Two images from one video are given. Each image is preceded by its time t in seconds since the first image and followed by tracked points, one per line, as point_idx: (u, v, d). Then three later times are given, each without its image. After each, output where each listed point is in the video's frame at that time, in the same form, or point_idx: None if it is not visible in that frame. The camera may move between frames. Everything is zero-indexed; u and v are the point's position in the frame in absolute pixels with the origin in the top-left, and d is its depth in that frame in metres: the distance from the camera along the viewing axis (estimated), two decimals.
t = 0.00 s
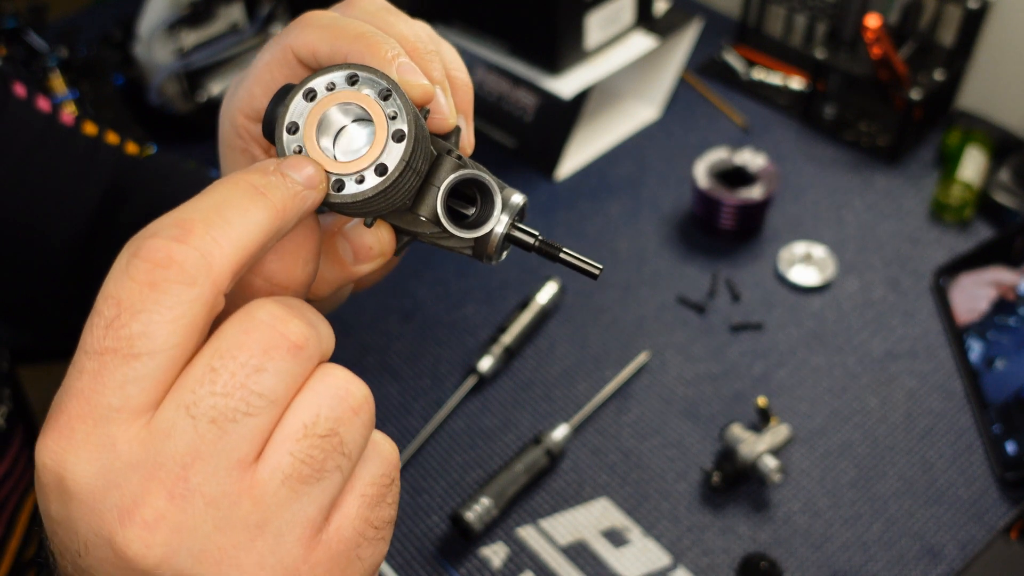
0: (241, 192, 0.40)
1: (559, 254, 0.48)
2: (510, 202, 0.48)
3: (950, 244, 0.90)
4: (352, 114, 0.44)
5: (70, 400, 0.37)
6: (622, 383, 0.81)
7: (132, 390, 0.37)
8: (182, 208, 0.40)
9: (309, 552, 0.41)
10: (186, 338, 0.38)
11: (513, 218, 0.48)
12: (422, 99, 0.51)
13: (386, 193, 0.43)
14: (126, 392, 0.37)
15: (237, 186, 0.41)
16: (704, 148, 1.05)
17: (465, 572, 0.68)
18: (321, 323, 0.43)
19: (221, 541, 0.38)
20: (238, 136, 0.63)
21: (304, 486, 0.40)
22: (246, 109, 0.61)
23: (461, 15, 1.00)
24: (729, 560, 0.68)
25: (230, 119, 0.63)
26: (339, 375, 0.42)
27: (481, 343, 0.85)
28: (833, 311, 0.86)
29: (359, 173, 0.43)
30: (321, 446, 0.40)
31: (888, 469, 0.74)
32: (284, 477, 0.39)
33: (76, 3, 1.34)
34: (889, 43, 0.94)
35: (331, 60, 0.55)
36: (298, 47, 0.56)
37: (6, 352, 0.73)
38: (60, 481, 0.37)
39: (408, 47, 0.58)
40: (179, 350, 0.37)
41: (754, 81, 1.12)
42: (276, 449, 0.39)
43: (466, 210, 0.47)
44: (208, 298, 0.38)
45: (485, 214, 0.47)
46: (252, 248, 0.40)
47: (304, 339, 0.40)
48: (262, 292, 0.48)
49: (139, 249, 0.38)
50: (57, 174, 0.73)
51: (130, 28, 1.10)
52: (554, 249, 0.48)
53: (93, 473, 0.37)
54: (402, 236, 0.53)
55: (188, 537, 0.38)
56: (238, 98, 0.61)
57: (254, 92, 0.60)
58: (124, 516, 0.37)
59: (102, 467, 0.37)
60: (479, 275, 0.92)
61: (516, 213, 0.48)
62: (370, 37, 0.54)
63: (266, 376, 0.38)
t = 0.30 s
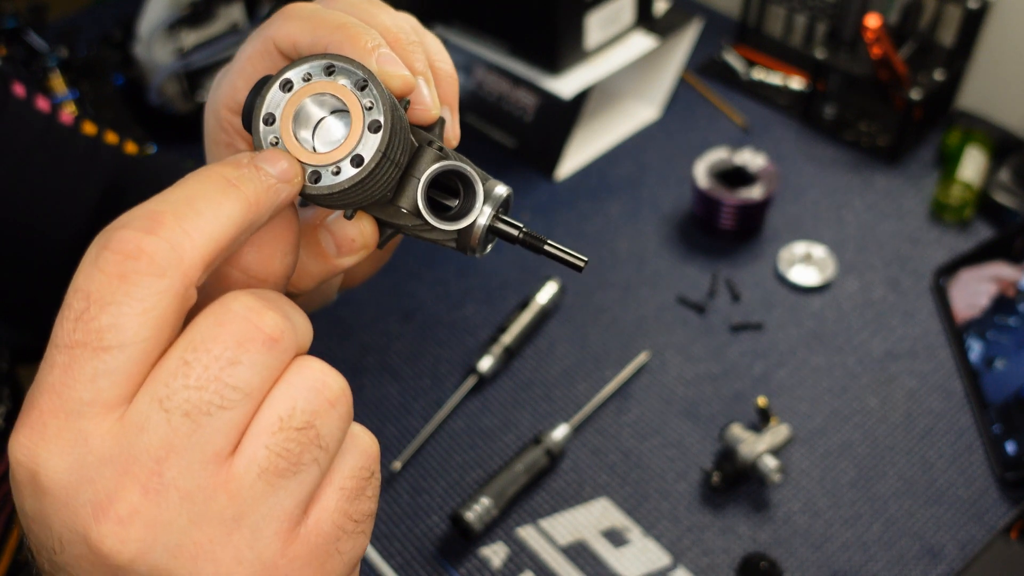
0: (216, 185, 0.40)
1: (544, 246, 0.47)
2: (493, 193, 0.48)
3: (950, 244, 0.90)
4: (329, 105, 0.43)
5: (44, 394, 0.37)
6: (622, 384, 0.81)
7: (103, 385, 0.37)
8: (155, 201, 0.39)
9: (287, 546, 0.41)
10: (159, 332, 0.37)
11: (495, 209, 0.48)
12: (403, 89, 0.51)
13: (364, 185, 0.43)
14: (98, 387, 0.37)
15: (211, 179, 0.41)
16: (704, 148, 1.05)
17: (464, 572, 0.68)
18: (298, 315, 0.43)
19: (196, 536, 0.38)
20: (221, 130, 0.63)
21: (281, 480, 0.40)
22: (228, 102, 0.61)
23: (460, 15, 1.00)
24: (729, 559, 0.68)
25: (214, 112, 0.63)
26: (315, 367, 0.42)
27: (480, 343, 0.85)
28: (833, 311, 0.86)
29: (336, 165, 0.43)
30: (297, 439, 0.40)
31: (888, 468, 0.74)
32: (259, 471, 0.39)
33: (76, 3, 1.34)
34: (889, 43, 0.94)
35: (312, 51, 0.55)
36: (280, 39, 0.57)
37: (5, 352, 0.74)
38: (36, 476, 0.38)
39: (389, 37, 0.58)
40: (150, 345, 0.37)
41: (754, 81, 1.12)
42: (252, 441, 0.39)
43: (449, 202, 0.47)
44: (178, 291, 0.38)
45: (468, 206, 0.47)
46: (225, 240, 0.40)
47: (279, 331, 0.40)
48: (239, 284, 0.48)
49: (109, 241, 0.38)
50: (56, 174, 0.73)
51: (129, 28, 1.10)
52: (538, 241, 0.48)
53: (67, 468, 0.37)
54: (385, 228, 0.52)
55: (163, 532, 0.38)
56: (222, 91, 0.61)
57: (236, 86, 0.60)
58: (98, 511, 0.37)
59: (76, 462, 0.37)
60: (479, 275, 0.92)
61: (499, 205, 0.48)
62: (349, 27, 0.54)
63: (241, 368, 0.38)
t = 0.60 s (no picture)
0: (221, 184, 0.40)
1: (549, 247, 0.47)
2: (500, 194, 0.48)
3: (950, 243, 0.90)
4: (331, 110, 0.44)
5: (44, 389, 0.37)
6: (622, 383, 0.81)
7: (104, 382, 0.37)
8: (158, 199, 0.39)
9: (286, 545, 0.41)
10: (162, 329, 0.37)
11: (502, 209, 0.48)
12: (407, 92, 0.50)
13: (366, 191, 0.43)
14: (99, 382, 0.36)
15: (214, 178, 0.41)
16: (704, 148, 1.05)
17: (464, 571, 0.68)
18: (302, 315, 0.43)
19: (196, 531, 0.38)
20: (225, 130, 0.63)
21: (282, 477, 0.40)
22: (234, 104, 0.61)
23: (460, 15, 1.00)
24: (729, 559, 0.68)
25: (219, 114, 0.63)
26: (319, 366, 0.42)
27: (480, 343, 0.85)
28: (833, 311, 0.86)
29: (337, 171, 0.43)
30: (299, 437, 0.40)
31: (888, 468, 0.74)
32: (261, 467, 0.39)
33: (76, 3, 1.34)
34: (889, 43, 0.94)
35: (318, 54, 0.55)
36: (285, 43, 0.56)
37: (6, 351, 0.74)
38: (35, 471, 0.37)
39: (393, 40, 0.58)
40: (154, 342, 0.37)
41: (754, 81, 1.12)
42: (254, 438, 0.39)
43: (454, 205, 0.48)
44: (182, 287, 0.38)
45: (472, 210, 0.47)
46: (229, 239, 0.39)
47: (284, 329, 0.40)
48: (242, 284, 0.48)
49: (112, 237, 0.37)
50: (56, 174, 0.73)
51: (130, 28, 1.10)
52: (544, 241, 0.47)
53: (67, 463, 0.37)
54: (392, 229, 0.51)
55: (163, 527, 0.37)
56: (228, 93, 0.62)
57: (242, 88, 0.60)
58: (96, 506, 0.37)
59: (76, 456, 0.37)
60: (479, 275, 0.92)
61: (507, 205, 0.48)
62: (354, 31, 0.53)
63: (244, 364, 0.38)
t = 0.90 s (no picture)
0: (308, 128, 0.39)
1: (561, 261, 0.47)
2: (513, 206, 0.48)
3: (949, 243, 0.91)
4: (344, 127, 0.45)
5: (75, 282, 0.33)
6: (622, 383, 0.81)
7: (159, 278, 0.34)
8: (224, 130, 0.37)
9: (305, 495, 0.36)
10: (225, 239, 0.34)
11: (515, 221, 0.47)
12: (421, 105, 0.49)
13: (377, 208, 0.44)
14: (149, 275, 0.33)
15: (295, 120, 0.39)
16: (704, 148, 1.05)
17: (464, 571, 0.68)
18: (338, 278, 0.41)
19: (219, 454, 0.34)
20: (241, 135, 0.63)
21: (318, 416, 0.37)
22: (248, 110, 0.61)
23: (461, 15, 1.00)
24: (729, 559, 0.68)
25: (235, 119, 0.63)
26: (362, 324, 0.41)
27: (481, 343, 0.85)
28: (833, 311, 0.86)
29: (349, 189, 0.43)
30: (342, 379, 0.38)
31: (887, 468, 0.74)
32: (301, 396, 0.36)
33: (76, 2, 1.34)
34: (889, 43, 0.94)
35: (333, 66, 0.54)
36: (300, 54, 0.56)
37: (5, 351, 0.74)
38: (39, 367, 0.32)
39: (407, 50, 0.57)
40: (223, 252, 0.35)
41: (754, 81, 1.12)
42: (293, 367, 0.37)
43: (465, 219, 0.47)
44: (261, 211, 0.35)
45: (484, 224, 0.47)
46: (310, 178, 0.38)
47: (332, 271, 0.39)
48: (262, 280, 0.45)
49: (205, 148, 0.35)
50: (56, 174, 0.73)
51: (130, 28, 1.10)
52: (555, 255, 0.47)
53: (87, 358, 0.32)
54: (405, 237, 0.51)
55: (187, 440, 0.33)
56: (242, 99, 0.62)
57: (257, 95, 0.60)
58: (116, 408, 0.32)
59: (102, 349, 0.33)
60: (479, 275, 0.92)
61: (520, 217, 0.48)
62: (368, 42, 0.52)
63: (294, 290, 0.37)
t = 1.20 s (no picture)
0: (329, 144, 0.39)
1: (569, 282, 0.46)
2: (523, 226, 0.47)
3: (949, 243, 0.91)
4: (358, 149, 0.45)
5: (93, 260, 0.33)
6: (622, 383, 0.81)
7: (183, 259, 0.34)
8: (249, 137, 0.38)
9: (316, 482, 0.35)
10: (251, 230, 0.35)
11: (525, 241, 0.47)
12: (434, 126, 0.48)
13: (389, 232, 0.44)
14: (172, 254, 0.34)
15: (317, 135, 0.40)
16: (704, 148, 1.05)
17: (464, 571, 0.68)
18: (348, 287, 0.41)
19: (234, 433, 0.33)
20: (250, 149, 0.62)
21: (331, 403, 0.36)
22: (259, 125, 0.60)
23: (461, 15, 1.00)
24: (729, 559, 0.68)
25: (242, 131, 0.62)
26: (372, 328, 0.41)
27: (480, 343, 0.85)
28: (833, 311, 0.86)
29: (362, 213, 0.43)
30: (353, 370, 0.37)
31: (887, 468, 0.74)
32: (313, 382, 0.35)
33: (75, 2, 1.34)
34: (889, 43, 0.94)
35: (344, 86, 0.53)
36: (312, 72, 0.55)
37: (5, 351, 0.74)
38: (51, 340, 0.32)
39: (420, 69, 0.56)
40: (249, 242, 0.35)
41: (754, 81, 1.12)
42: (306, 354, 0.36)
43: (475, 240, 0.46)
44: (289, 212, 0.36)
45: (492, 245, 0.46)
46: (332, 191, 0.38)
47: (345, 268, 0.39)
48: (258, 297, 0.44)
49: (238, 149, 0.36)
50: (56, 174, 0.73)
51: (130, 28, 1.10)
52: (563, 276, 0.46)
53: (105, 331, 0.32)
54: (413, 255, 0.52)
55: (201, 416, 0.32)
56: (250, 112, 0.61)
57: (267, 110, 0.59)
58: (129, 380, 0.32)
59: (118, 321, 0.32)
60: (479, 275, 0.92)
61: (530, 237, 0.47)
62: (382, 62, 0.51)
63: (310, 279, 0.37)
